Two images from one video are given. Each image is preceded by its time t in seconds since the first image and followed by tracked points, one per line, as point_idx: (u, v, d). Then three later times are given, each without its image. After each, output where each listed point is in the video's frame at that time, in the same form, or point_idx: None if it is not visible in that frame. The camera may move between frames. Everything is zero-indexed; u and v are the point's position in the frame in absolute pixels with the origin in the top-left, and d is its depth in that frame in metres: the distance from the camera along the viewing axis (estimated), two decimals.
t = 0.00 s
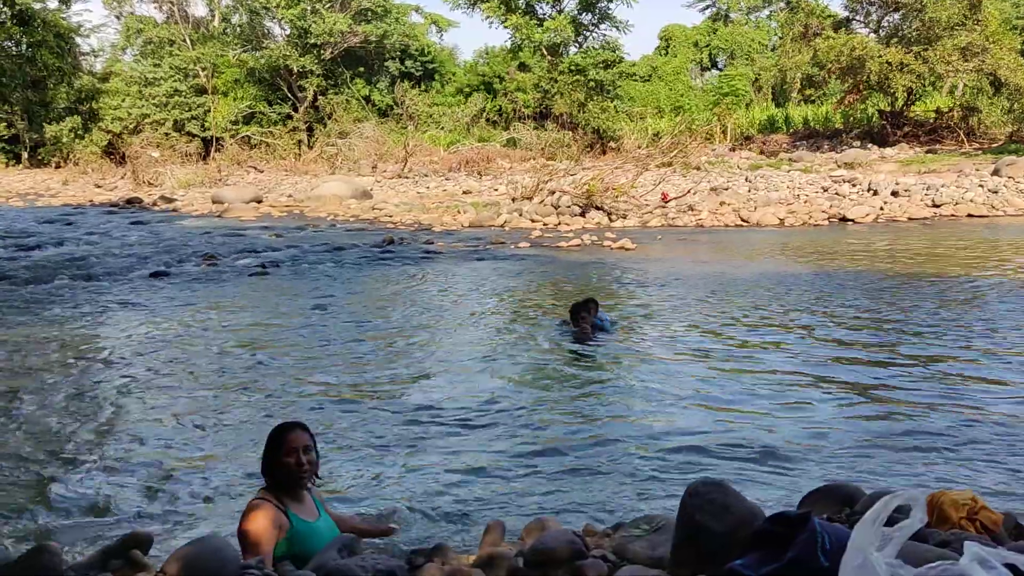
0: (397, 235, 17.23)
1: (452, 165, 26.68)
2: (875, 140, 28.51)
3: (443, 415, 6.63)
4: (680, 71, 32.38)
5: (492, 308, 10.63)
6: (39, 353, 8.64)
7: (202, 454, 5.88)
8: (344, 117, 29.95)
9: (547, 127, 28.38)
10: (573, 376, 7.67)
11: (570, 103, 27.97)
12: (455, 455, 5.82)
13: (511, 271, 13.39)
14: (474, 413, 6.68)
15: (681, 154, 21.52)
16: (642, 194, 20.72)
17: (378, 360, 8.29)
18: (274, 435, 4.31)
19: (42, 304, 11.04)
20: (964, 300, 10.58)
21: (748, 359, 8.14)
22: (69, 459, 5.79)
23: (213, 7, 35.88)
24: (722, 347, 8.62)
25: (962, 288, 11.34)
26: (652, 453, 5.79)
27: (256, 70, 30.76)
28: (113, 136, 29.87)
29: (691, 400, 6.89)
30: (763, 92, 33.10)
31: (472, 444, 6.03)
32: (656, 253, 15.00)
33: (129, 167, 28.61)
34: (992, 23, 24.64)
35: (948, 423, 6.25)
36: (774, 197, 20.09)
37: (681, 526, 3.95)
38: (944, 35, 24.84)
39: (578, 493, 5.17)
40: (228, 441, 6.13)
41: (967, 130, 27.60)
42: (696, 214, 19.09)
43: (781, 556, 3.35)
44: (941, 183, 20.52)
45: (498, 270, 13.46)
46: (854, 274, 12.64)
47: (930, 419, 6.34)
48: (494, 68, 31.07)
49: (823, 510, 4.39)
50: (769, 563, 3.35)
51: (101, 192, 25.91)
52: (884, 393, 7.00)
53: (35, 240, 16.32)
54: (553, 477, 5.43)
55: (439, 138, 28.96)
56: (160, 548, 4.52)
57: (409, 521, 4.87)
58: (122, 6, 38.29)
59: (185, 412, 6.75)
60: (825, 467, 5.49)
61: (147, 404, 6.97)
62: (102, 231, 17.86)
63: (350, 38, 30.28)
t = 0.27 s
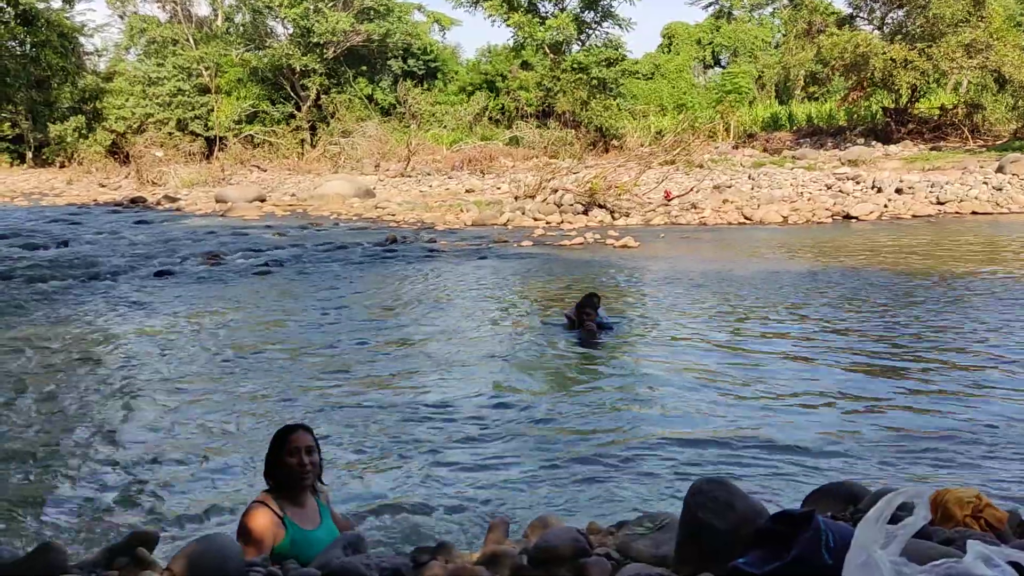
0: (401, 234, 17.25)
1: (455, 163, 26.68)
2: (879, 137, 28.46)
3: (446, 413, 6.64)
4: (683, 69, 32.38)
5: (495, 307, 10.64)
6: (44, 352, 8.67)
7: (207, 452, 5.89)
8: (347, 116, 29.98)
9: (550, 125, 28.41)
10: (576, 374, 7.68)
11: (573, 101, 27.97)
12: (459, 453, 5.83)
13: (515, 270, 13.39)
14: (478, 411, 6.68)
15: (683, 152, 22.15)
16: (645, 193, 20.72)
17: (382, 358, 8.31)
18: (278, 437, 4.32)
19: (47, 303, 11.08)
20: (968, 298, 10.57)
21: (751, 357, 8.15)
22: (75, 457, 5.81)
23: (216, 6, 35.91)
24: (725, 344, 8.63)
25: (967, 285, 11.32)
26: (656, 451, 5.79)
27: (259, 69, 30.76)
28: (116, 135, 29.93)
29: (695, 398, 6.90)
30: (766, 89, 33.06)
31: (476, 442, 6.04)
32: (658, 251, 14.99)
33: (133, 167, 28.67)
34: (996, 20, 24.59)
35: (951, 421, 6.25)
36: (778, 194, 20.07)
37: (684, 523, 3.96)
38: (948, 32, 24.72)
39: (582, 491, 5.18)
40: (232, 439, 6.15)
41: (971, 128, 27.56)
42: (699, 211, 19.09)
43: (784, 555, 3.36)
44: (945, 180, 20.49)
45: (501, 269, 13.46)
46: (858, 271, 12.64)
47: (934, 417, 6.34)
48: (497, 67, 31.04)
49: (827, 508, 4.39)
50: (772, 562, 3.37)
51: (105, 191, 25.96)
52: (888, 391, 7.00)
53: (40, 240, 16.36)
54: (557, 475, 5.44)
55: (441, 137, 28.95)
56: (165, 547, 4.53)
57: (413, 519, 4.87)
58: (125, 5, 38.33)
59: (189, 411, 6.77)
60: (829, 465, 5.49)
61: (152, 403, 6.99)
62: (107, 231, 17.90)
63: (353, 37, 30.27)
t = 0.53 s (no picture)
0: (404, 232, 17.26)
1: (458, 162, 26.67)
2: (883, 135, 28.42)
3: (450, 411, 6.65)
4: (687, 67, 32.37)
5: (498, 305, 10.65)
6: (49, 350, 8.70)
7: (209, 450, 5.91)
8: (350, 114, 30.01)
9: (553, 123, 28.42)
10: (578, 373, 7.68)
11: (576, 99, 27.98)
12: (462, 451, 5.83)
13: (517, 268, 13.39)
14: (481, 409, 6.68)
15: (687, 150, 22.46)
16: (648, 191, 20.73)
17: (385, 357, 8.31)
18: (279, 441, 4.29)
19: (51, 302, 11.11)
20: (972, 296, 10.54)
21: (752, 355, 8.14)
22: (78, 456, 5.83)
23: (219, 5, 35.96)
24: (727, 342, 8.62)
25: (970, 283, 11.29)
26: (658, 449, 5.79)
27: (262, 68, 30.76)
28: (120, 134, 30.00)
29: (697, 396, 6.90)
30: (770, 87, 33.03)
31: (479, 440, 6.03)
32: (661, 250, 15.00)
33: (137, 165, 28.76)
34: (1000, 17, 24.52)
35: (955, 419, 6.24)
36: (781, 193, 20.07)
37: (688, 520, 3.96)
38: (952, 29, 24.61)
39: (584, 490, 5.18)
40: (236, 437, 6.16)
41: (975, 125, 27.50)
42: (703, 210, 19.08)
43: (789, 553, 3.36)
44: (949, 178, 20.45)
45: (504, 267, 13.46)
46: (862, 270, 12.62)
47: (938, 415, 6.33)
48: (500, 65, 31.01)
49: (830, 506, 4.38)
50: (776, 561, 3.36)
51: (109, 190, 26.02)
52: (891, 389, 6.99)
53: (44, 238, 16.41)
54: (560, 473, 5.43)
55: (445, 135, 28.94)
56: (168, 545, 4.54)
57: (417, 518, 4.88)
58: (129, 4, 38.40)
59: (192, 409, 6.78)
60: (832, 463, 5.48)
61: (155, 401, 7.01)
62: (111, 229, 17.93)
63: (356, 35, 30.25)
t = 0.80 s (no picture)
0: (406, 231, 17.25)
1: (460, 160, 26.64)
2: (886, 134, 28.38)
3: (453, 410, 6.65)
4: (689, 66, 32.36)
5: (500, 304, 10.65)
6: (52, 349, 8.71)
7: (212, 449, 5.91)
8: (352, 113, 30.01)
9: (556, 122, 28.42)
10: (582, 371, 7.67)
11: (578, 98, 27.97)
12: (465, 450, 5.83)
13: (519, 267, 13.38)
14: (483, 408, 6.68)
15: (690, 148, 22.39)
16: (651, 189, 20.72)
17: (387, 355, 8.31)
18: (278, 442, 4.30)
19: (53, 301, 11.12)
20: (976, 295, 10.51)
21: (756, 354, 8.12)
22: (81, 454, 5.83)
23: (222, 4, 35.97)
24: (730, 342, 8.61)
25: (974, 282, 11.27)
26: (661, 448, 5.79)
27: (264, 67, 30.74)
28: (123, 133, 30.01)
29: (700, 395, 6.89)
30: (773, 86, 32.97)
31: (481, 439, 6.03)
32: (664, 249, 14.98)
33: (139, 164, 28.76)
34: (1003, 15, 24.48)
35: (958, 418, 6.23)
36: (784, 191, 20.05)
37: (691, 519, 3.95)
38: (955, 28, 24.53)
39: (587, 488, 5.18)
40: (238, 436, 6.15)
41: (978, 123, 27.44)
42: (705, 208, 19.06)
43: (792, 552, 3.35)
44: (952, 177, 20.41)
45: (507, 266, 13.45)
46: (864, 268, 12.61)
47: (939, 414, 6.32)
48: (502, 64, 30.91)
49: (833, 505, 4.37)
50: (780, 560, 3.36)
51: (111, 189, 26.05)
52: (892, 388, 6.98)
53: (47, 237, 16.43)
54: (562, 472, 5.43)
55: (447, 134, 28.91)
56: (170, 544, 4.53)
57: (419, 516, 4.88)
58: (132, 4, 38.42)
59: (195, 408, 6.78)
60: (836, 462, 5.47)
61: (158, 399, 7.00)
62: (113, 228, 17.96)
63: (358, 34, 30.25)
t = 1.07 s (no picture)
0: (408, 231, 17.25)
1: (462, 160, 26.64)
2: (887, 132, 28.36)
3: (455, 409, 6.65)
4: (690, 65, 32.40)
5: (502, 303, 10.66)
6: (54, 348, 8.72)
7: (214, 448, 5.91)
8: (354, 112, 30.03)
9: (557, 121, 28.43)
10: (584, 370, 7.66)
11: (579, 97, 27.99)
12: (466, 449, 5.83)
13: (520, 266, 13.38)
14: (484, 407, 6.69)
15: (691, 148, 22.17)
16: (652, 188, 20.74)
17: (388, 354, 8.32)
18: (277, 445, 4.32)
19: (55, 300, 11.13)
20: (978, 294, 10.49)
21: (759, 353, 8.12)
22: (83, 453, 5.84)
23: (223, 4, 36.00)
24: (733, 341, 8.60)
25: (976, 281, 11.25)
26: (663, 447, 5.78)
27: (266, 67, 30.70)
28: (125, 133, 30.05)
29: (703, 394, 6.89)
30: (774, 85, 32.96)
31: (482, 437, 6.04)
32: (666, 247, 14.99)
33: (141, 164, 28.80)
34: (1005, 14, 24.43)
35: (961, 417, 6.23)
36: (785, 190, 20.06)
37: (693, 518, 3.96)
38: (957, 26, 24.44)
39: (589, 487, 5.18)
40: (239, 435, 6.16)
41: (980, 122, 27.41)
42: (706, 207, 19.06)
43: (794, 550, 3.36)
44: (954, 176, 20.39)
45: (508, 265, 13.46)
46: (865, 267, 12.61)
47: (940, 412, 6.33)
48: (503, 63, 30.85)
49: (835, 504, 4.37)
50: (782, 559, 3.36)
51: (113, 188, 26.06)
52: (892, 387, 6.98)
53: (49, 237, 16.46)
54: (564, 469, 5.44)
55: (448, 133, 28.91)
56: (172, 542, 4.54)
57: (421, 515, 4.87)
58: (134, 3, 38.44)
59: (197, 407, 6.79)
60: (837, 460, 5.47)
61: (160, 399, 7.01)
62: (115, 228, 17.97)
63: (360, 34, 30.27)
